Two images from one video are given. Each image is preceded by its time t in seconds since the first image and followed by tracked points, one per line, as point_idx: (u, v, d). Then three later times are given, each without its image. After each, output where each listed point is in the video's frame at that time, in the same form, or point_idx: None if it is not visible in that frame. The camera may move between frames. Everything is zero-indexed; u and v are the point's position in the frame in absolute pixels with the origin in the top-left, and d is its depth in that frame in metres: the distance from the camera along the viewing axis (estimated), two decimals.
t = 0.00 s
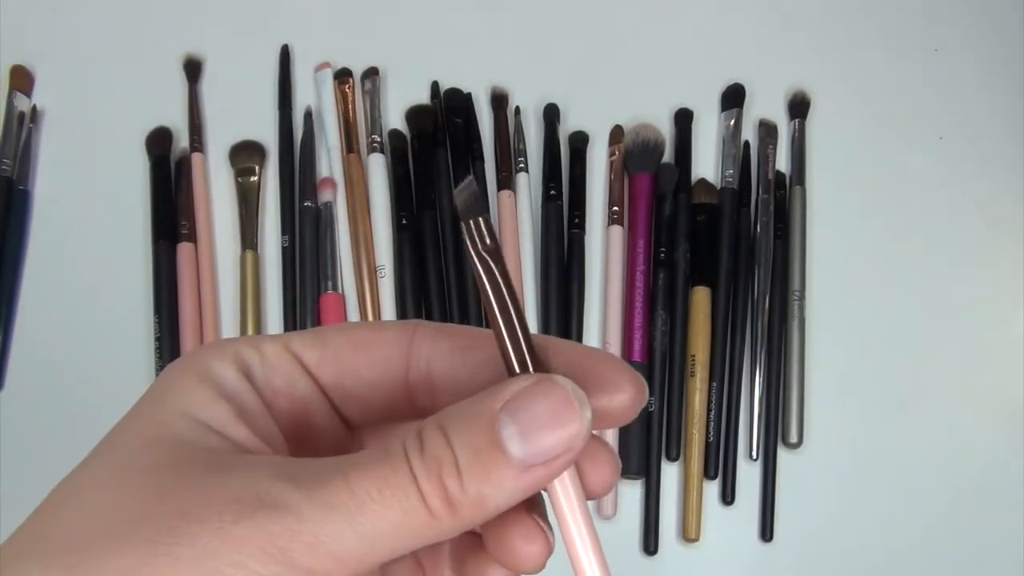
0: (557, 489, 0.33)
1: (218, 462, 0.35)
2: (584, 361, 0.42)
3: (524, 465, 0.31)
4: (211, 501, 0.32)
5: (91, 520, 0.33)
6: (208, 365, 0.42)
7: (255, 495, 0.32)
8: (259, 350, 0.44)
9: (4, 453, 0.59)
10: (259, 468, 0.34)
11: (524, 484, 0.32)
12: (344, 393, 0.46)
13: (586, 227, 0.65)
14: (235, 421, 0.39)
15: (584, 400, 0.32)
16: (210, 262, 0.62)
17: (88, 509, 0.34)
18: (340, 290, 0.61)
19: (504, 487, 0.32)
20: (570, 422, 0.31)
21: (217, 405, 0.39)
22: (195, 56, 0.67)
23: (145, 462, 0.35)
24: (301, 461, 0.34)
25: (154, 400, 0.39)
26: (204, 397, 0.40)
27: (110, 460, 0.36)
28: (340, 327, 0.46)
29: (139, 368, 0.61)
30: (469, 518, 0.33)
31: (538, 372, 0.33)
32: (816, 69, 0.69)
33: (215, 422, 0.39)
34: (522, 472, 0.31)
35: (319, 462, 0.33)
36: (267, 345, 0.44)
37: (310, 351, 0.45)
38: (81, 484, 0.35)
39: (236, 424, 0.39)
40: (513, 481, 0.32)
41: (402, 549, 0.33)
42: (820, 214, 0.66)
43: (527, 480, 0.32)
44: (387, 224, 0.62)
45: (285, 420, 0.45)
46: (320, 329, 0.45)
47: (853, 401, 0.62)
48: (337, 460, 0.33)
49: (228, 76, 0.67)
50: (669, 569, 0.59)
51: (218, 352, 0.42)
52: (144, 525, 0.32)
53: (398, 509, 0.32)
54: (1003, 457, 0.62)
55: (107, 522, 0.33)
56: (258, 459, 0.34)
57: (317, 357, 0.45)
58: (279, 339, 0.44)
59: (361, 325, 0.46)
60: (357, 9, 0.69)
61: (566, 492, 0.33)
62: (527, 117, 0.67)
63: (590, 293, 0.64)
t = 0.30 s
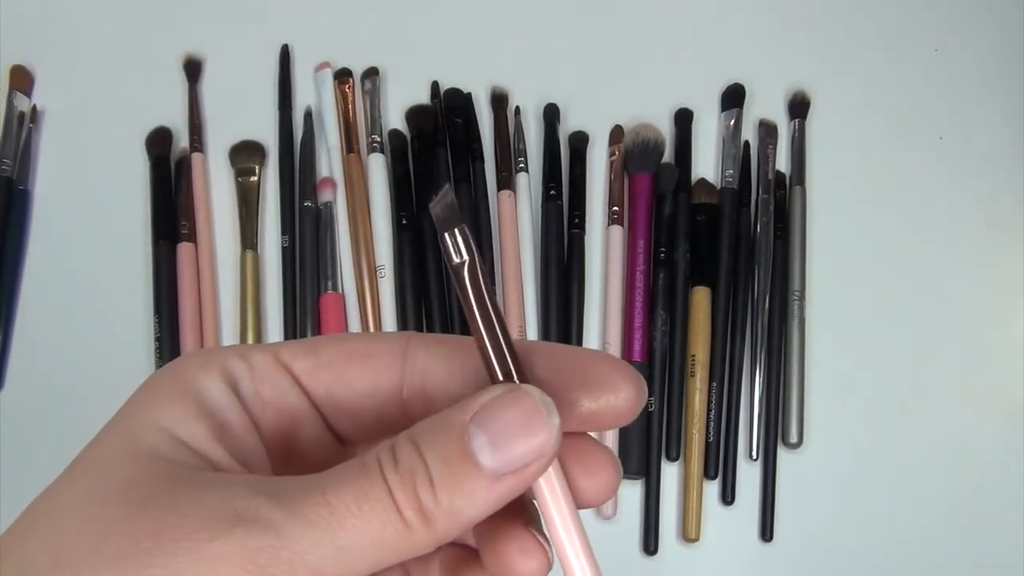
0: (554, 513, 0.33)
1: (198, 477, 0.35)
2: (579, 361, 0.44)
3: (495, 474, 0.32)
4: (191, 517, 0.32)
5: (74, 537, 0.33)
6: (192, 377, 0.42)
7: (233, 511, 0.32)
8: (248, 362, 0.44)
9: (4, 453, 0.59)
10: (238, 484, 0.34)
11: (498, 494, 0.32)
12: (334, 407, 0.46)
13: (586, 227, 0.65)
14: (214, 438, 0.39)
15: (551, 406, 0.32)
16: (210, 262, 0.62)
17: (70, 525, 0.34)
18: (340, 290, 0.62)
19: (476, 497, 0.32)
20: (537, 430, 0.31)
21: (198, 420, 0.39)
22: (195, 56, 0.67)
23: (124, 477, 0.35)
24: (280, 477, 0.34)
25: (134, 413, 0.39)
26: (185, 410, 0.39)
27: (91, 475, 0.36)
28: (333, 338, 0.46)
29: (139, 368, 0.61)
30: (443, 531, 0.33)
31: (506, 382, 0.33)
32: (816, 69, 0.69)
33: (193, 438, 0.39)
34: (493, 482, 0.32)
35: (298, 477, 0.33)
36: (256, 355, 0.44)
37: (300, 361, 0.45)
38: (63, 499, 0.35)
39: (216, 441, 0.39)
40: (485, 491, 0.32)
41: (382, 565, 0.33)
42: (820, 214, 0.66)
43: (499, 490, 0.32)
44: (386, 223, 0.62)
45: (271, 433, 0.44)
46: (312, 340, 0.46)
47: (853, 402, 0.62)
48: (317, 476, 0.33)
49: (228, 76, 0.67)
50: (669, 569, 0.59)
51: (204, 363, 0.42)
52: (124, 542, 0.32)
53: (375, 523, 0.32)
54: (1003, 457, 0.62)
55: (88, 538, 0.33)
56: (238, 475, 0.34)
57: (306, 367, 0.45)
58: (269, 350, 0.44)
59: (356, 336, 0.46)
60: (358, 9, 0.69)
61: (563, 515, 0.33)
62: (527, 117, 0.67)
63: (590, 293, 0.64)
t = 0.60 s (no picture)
0: (555, 522, 0.34)
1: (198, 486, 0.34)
2: (588, 361, 0.45)
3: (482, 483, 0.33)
4: (188, 526, 0.32)
5: (69, 548, 0.33)
6: (199, 385, 0.41)
7: (231, 520, 0.32)
8: (262, 369, 0.44)
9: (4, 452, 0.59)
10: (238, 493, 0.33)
11: (487, 503, 0.33)
12: (351, 412, 0.46)
13: (586, 227, 0.65)
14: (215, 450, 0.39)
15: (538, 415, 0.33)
16: (210, 263, 0.62)
17: (65, 535, 0.33)
18: (340, 290, 0.62)
19: (466, 506, 0.33)
20: (519, 440, 0.32)
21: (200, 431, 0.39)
22: (195, 56, 0.67)
23: (123, 485, 0.35)
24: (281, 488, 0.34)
25: (138, 421, 0.39)
26: (188, 419, 0.39)
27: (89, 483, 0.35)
28: (348, 345, 0.46)
29: (139, 368, 0.61)
30: (436, 540, 0.33)
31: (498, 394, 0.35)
32: (816, 69, 0.69)
33: (195, 449, 0.38)
34: (481, 490, 0.33)
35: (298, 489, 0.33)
36: (271, 364, 0.44)
37: (317, 369, 0.45)
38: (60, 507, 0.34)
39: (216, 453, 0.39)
40: (474, 501, 0.33)
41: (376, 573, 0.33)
42: (820, 214, 0.66)
43: (488, 499, 0.33)
44: (386, 223, 0.62)
45: (286, 440, 0.45)
46: (324, 348, 0.46)
47: (853, 402, 0.62)
48: (316, 486, 0.33)
49: (228, 77, 0.67)
50: (669, 569, 0.59)
51: (214, 372, 0.42)
52: (121, 553, 0.32)
53: (372, 533, 0.32)
54: (1003, 457, 0.62)
55: (85, 549, 0.33)
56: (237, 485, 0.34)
57: (323, 373, 0.45)
58: (284, 356, 0.45)
59: (371, 343, 0.47)
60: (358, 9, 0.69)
61: (565, 526, 0.34)
62: (527, 117, 0.67)
63: (590, 294, 0.64)
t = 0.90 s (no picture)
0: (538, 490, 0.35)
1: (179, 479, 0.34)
2: (581, 348, 0.45)
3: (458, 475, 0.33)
4: (165, 517, 0.32)
5: (42, 536, 0.33)
6: (186, 377, 0.41)
7: (210, 513, 0.32)
8: (255, 364, 0.44)
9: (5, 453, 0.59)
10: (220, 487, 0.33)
11: (464, 497, 0.34)
12: (343, 404, 0.46)
13: (587, 227, 0.65)
14: (197, 444, 0.39)
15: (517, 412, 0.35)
16: (210, 263, 0.62)
17: (41, 527, 0.33)
18: (340, 290, 0.62)
19: (442, 501, 0.34)
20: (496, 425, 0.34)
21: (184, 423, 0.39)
22: (195, 55, 0.67)
23: (103, 476, 0.34)
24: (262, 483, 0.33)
25: (121, 413, 0.39)
26: (177, 416, 0.39)
27: (67, 472, 0.35)
28: (343, 338, 0.46)
29: (139, 368, 0.61)
30: (411, 535, 0.33)
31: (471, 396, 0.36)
32: (816, 69, 0.69)
33: (177, 441, 0.38)
34: (459, 483, 0.34)
35: (280, 484, 0.33)
36: (264, 358, 0.44)
37: (312, 361, 0.46)
38: (37, 495, 0.34)
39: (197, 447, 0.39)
40: (451, 495, 0.34)
41: (351, 569, 0.33)
42: (820, 215, 0.66)
43: (466, 493, 0.34)
44: (386, 222, 0.61)
45: (274, 434, 0.44)
46: (318, 341, 0.46)
47: (853, 402, 0.62)
48: (293, 479, 0.33)
49: (228, 77, 0.67)
50: (669, 569, 0.59)
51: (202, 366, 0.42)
52: (97, 543, 0.32)
53: (347, 521, 0.32)
54: (1004, 456, 0.62)
55: (60, 537, 0.32)
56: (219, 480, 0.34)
57: (317, 366, 0.46)
58: (278, 352, 0.45)
59: (367, 337, 0.47)
60: (358, 9, 0.69)
61: (550, 495, 0.35)
62: (527, 117, 0.67)
63: (591, 294, 0.64)
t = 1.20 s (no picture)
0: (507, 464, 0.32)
1: (156, 445, 0.34)
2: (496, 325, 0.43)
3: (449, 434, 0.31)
4: (144, 481, 0.32)
5: (21, 508, 0.33)
6: (145, 352, 0.41)
7: (184, 475, 0.32)
8: (198, 336, 0.44)
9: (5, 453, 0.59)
10: (194, 447, 0.34)
11: (459, 454, 0.32)
12: (282, 374, 0.46)
13: (587, 227, 0.65)
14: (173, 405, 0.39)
15: (512, 365, 0.31)
16: (210, 263, 0.62)
17: (24, 504, 0.33)
18: (340, 290, 0.61)
19: (431, 459, 0.32)
20: (491, 383, 0.30)
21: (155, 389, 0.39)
22: (195, 55, 0.67)
23: (80, 449, 0.35)
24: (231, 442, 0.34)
25: (91, 388, 0.39)
26: (146, 384, 0.39)
27: (41, 449, 0.35)
28: (280, 311, 0.46)
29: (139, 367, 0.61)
30: (400, 492, 0.33)
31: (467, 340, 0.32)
32: (816, 69, 0.69)
33: (151, 405, 0.38)
34: (450, 441, 0.31)
35: (250, 443, 0.33)
36: (205, 330, 0.44)
37: (249, 334, 0.45)
38: (13, 470, 0.35)
39: (173, 406, 0.39)
40: (443, 453, 0.32)
41: (336, 525, 0.34)
42: (820, 214, 0.66)
43: (461, 450, 0.32)
44: (386, 222, 0.61)
45: (225, 399, 0.44)
46: (255, 314, 0.46)
47: (853, 402, 0.62)
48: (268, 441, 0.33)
49: (228, 77, 0.67)
50: (668, 568, 0.59)
51: (159, 340, 0.42)
52: (77, 509, 0.32)
53: (330, 482, 0.32)
54: (1004, 456, 0.62)
55: (40, 508, 0.33)
56: (195, 442, 0.34)
57: (255, 338, 0.45)
58: (218, 325, 0.45)
59: (297, 308, 0.47)
60: (358, 9, 0.69)
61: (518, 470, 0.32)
62: (527, 117, 0.67)
63: (592, 294, 0.64)
